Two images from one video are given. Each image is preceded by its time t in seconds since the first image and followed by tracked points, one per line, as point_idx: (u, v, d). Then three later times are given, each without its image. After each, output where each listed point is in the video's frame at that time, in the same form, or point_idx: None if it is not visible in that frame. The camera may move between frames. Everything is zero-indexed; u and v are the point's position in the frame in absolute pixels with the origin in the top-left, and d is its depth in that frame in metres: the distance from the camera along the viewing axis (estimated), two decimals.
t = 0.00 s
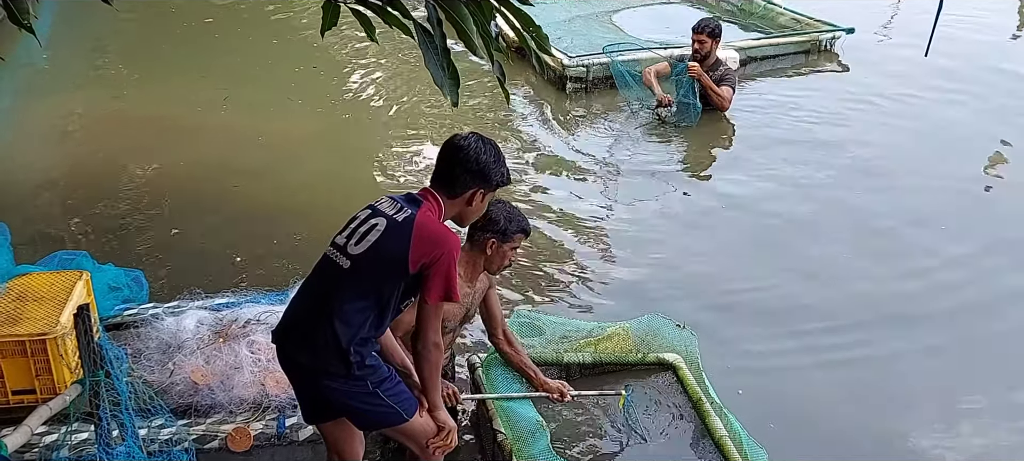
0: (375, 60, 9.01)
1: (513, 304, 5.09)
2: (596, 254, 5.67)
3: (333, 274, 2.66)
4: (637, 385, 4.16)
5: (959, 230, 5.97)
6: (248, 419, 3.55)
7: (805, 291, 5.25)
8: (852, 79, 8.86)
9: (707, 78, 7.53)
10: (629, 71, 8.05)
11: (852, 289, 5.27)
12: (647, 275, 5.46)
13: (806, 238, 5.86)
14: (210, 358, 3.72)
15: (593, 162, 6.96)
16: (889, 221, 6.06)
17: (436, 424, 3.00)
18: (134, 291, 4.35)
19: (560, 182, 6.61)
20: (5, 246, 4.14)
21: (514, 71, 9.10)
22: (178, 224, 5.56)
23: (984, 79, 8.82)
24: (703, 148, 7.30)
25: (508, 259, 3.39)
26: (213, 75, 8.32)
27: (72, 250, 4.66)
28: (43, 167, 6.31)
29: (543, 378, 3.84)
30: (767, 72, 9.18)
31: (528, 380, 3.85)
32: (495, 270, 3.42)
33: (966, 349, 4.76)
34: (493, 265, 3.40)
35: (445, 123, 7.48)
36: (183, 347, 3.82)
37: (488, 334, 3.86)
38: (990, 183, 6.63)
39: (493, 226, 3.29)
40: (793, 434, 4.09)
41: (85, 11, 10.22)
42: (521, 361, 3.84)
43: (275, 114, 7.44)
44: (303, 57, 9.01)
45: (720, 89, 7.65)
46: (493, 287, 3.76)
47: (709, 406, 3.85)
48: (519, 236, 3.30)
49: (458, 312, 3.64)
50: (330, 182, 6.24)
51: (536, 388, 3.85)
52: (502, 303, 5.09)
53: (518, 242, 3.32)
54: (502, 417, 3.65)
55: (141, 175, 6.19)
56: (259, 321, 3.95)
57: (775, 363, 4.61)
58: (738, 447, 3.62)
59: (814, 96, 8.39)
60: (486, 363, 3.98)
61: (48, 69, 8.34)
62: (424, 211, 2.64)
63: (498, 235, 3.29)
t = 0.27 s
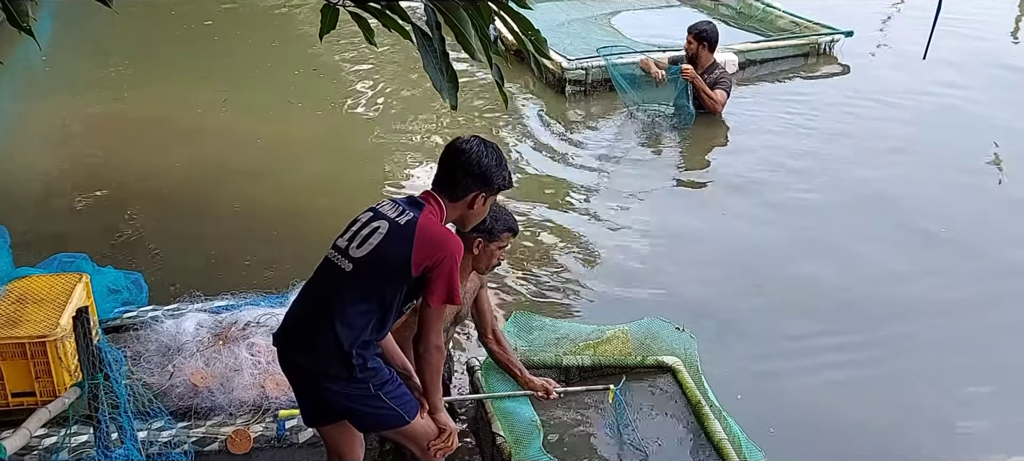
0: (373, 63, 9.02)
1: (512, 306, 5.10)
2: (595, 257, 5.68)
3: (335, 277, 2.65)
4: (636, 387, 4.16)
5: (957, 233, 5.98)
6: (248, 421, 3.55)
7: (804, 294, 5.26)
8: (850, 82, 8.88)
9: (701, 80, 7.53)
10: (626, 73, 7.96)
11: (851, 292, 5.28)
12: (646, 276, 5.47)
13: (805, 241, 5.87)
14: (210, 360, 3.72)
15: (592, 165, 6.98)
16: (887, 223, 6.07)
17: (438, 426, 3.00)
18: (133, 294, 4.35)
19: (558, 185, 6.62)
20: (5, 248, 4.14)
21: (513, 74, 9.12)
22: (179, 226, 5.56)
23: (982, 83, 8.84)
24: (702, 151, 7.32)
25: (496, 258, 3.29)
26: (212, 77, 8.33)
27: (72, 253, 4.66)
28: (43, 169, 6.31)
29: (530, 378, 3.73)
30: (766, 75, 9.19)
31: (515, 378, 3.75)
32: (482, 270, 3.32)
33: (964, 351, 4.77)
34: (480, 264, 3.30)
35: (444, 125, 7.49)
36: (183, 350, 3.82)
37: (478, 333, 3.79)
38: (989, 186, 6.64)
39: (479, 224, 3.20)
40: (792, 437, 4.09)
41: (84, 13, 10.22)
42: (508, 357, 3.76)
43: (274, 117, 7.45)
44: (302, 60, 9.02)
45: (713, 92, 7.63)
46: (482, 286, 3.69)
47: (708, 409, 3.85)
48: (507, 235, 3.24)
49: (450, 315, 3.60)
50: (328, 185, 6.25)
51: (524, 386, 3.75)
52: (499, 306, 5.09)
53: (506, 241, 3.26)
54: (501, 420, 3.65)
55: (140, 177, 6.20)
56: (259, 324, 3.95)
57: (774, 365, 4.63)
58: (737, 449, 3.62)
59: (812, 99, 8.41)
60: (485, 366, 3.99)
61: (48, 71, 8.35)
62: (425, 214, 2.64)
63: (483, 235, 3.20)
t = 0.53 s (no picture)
0: (372, 64, 9.02)
1: (511, 307, 5.11)
2: (594, 257, 5.68)
3: (335, 278, 2.65)
4: (635, 388, 4.16)
5: (955, 233, 5.98)
6: (247, 422, 3.54)
7: (802, 294, 5.27)
8: (849, 83, 8.89)
9: (696, 83, 7.47)
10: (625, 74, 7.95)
11: (850, 293, 5.28)
12: (644, 277, 5.47)
13: (804, 242, 5.87)
14: (210, 361, 3.72)
15: (590, 166, 6.98)
16: (886, 224, 6.08)
17: (438, 426, 3.01)
18: (132, 295, 4.35)
19: (557, 185, 6.62)
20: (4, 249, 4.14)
21: (512, 75, 9.11)
22: (178, 227, 5.56)
23: (981, 83, 8.84)
24: (700, 152, 7.32)
25: (486, 256, 3.26)
26: (211, 78, 8.33)
27: (71, 254, 4.66)
28: (42, 171, 6.30)
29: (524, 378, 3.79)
30: (765, 76, 9.20)
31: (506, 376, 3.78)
32: (473, 268, 3.29)
33: (963, 351, 4.77)
34: (472, 263, 3.27)
35: (443, 127, 7.49)
36: (183, 351, 3.81)
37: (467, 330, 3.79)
38: (987, 187, 6.65)
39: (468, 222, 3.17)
40: (791, 438, 4.10)
41: (82, 14, 10.21)
42: (498, 355, 3.78)
43: (273, 117, 7.45)
44: (301, 61, 9.01)
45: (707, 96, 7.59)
46: (475, 285, 3.66)
47: (706, 411, 3.87)
48: (496, 232, 3.20)
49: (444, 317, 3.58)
50: (327, 186, 6.24)
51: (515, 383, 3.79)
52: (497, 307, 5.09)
53: (496, 239, 3.22)
54: (500, 421, 3.65)
55: (139, 178, 6.20)
56: (258, 325, 3.95)
57: (772, 365, 4.63)
58: (734, 451, 3.65)
59: (811, 100, 8.41)
60: (484, 367, 4.00)
61: (46, 72, 8.35)
62: (425, 215, 2.64)
63: (473, 234, 3.17)
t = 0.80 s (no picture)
0: (372, 65, 9.01)
1: (512, 307, 5.11)
2: (594, 258, 5.69)
3: (335, 279, 2.65)
4: (636, 389, 4.16)
5: (956, 234, 5.98)
6: (248, 422, 3.54)
7: (803, 295, 5.27)
8: (849, 84, 8.89)
9: (691, 84, 7.46)
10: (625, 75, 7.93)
11: (851, 294, 5.28)
12: (645, 278, 5.47)
13: (805, 242, 5.87)
14: (211, 361, 3.72)
15: (591, 167, 6.98)
16: (886, 225, 6.08)
17: (438, 427, 3.00)
18: (133, 296, 4.35)
19: (557, 186, 6.62)
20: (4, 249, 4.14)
21: (512, 76, 9.11)
22: (178, 228, 5.56)
23: (982, 84, 8.84)
24: (701, 153, 7.32)
25: (481, 253, 3.21)
26: (211, 78, 8.33)
27: (72, 254, 4.66)
28: (42, 170, 6.30)
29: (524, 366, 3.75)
30: (765, 77, 9.20)
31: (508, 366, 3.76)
32: (467, 265, 3.25)
33: (963, 353, 4.77)
34: (467, 260, 3.23)
35: (443, 128, 7.49)
36: (184, 351, 3.81)
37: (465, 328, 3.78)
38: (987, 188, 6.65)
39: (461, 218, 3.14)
40: (790, 439, 4.10)
41: (83, 14, 10.21)
42: (497, 348, 3.76)
43: (274, 118, 7.45)
44: (302, 61, 9.02)
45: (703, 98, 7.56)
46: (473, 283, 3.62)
47: (707, 412, 3.87)
48: (491, 229, 3.15)
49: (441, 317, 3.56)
50: (327, 186, 6.25)
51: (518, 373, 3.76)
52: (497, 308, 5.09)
53: (490, 236, 3.17)
54: (501, 422, 3.64)
55: (139, 178, 6.19)
56: (259, 325, 3.95)
57: (773, 367, 4.63)
58: (735, 451, 3.64)
59: (812, 101, 8.42)
60: (486, 368, 4.00)
61: (46, 72, 8.35)
62: (425, 215, 2.64)
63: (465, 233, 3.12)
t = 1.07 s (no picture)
0: (372, 64, 9.01)
1: (511, 306, 5.11)
2: (593, 257, 5.69)
3: (332, 279, 2.65)
4: (635, 388, 4.15)
5: (955, 232, 5.99)
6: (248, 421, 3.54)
7: (802, 294, 5.27)
8: (848, 84, 8.90)
9: (688, 84, 7.47)
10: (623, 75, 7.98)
11: (850, 293, 5.28)
12: (644, 277, 5.47)
13: (804, 241, 5.87)
14: (210, 360, 3.71)
15: (590, 166, 6.98)
16: (885, 224, 6.08)
17: (435, 427, 3.00)
18: (132, 295, 4.35)
19: (556, 186, 6.63)
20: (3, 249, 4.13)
21: (511, 75, 9.12)
22: (177, 227, 5.56)
23: (981, 83, 8.85)
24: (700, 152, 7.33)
25: (476, 251, 3.21)
26: (210, 77, 8.33)
27: (71, 254, 4.66)
28: (41, 170, 6.30)
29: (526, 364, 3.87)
30: (764, 76, 9.20)
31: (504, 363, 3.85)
32: (463, 262, 3.25)
33: (962, 351, 4.77)
34: (462, 258, 3.23)
35: (442, 127, 7.49)
36: (183, 350, 3.81)
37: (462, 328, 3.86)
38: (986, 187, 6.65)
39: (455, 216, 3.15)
40: (789, 438, 4.10)
41: (82, 13, 10.21)
42: (493, 346, 3.86)
43: (273, 117, 7.45)
44: (302, 60, 9.02)
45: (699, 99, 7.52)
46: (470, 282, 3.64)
47: (706, 413, 3.89)
48: (485, 226, 3.14)
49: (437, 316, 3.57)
50: (325, 185, 6.24)
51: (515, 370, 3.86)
52: (496, 306, 5.09)
53: (485, 234, 3.16)
54: (500, 422, 3.63)
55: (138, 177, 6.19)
56: (258, 324, 3.94)
57: (772, 365, 4.63)
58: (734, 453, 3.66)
59: (811, 100, 8.42)
60: (485, 367, 4.00)
61: (46, 71, 8.34)
62: (422, 215, 2.63)
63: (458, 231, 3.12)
